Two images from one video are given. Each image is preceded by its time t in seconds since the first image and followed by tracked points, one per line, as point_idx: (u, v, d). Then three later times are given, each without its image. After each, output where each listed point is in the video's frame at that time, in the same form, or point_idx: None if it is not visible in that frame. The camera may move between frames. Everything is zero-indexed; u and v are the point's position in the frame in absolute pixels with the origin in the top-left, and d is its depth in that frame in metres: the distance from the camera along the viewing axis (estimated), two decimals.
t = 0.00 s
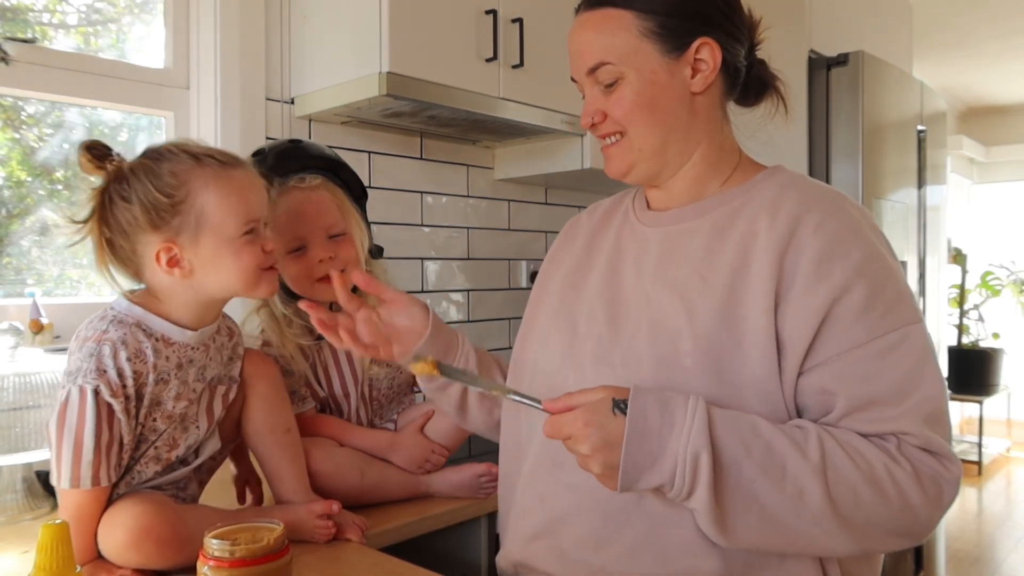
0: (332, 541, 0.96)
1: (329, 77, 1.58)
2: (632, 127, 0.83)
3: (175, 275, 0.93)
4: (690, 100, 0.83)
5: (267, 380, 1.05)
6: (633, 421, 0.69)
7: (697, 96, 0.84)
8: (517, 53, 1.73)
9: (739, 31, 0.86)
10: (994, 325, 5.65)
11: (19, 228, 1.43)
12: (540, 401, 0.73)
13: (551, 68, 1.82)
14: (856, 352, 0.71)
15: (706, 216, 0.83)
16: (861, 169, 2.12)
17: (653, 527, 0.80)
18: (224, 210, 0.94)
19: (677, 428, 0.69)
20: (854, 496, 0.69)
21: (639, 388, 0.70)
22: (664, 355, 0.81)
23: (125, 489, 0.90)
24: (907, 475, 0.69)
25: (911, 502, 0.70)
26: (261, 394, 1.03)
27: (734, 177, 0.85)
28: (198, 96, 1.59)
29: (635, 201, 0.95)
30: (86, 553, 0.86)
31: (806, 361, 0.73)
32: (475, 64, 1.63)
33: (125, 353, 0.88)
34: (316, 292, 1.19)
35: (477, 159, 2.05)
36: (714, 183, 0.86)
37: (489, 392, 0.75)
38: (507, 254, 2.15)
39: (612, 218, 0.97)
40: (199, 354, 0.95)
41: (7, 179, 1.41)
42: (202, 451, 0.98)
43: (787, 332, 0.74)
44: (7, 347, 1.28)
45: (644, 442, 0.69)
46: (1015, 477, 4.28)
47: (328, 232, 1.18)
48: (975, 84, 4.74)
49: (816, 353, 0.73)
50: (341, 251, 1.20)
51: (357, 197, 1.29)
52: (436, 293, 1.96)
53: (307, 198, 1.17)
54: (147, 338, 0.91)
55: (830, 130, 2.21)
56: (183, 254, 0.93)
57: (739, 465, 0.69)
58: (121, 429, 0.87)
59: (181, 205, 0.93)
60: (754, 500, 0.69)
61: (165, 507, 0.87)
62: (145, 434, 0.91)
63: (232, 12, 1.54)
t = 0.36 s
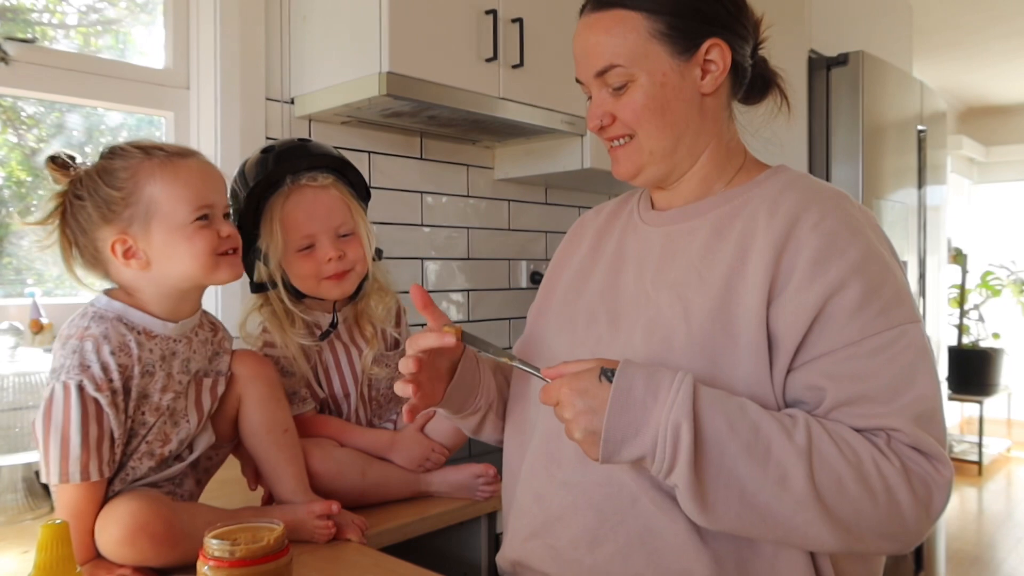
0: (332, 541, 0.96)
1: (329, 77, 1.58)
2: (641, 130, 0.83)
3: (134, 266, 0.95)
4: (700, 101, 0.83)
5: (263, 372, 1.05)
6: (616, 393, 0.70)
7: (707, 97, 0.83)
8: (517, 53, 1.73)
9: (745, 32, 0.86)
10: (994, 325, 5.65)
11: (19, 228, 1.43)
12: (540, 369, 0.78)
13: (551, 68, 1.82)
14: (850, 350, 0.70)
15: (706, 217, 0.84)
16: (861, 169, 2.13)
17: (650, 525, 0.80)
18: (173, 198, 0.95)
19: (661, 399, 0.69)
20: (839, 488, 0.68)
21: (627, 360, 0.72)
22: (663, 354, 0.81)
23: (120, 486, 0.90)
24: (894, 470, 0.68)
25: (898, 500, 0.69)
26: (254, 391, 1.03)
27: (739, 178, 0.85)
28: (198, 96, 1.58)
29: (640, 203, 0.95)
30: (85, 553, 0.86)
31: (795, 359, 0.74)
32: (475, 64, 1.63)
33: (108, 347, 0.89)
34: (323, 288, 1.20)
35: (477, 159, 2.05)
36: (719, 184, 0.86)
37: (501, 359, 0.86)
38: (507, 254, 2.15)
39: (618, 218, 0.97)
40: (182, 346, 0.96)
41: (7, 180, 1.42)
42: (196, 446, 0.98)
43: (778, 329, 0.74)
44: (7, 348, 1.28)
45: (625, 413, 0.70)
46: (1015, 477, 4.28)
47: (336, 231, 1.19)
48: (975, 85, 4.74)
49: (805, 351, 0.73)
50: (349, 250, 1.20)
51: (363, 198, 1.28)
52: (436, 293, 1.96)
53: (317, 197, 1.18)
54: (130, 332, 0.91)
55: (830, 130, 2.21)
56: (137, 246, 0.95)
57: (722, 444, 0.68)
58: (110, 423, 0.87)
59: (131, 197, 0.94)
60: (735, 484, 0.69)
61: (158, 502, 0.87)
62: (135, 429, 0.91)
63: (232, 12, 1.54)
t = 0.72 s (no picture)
0: (332, 541, 0.96)
1: (328, 76, 1.57)
2: (638, 131, 0.83)
3: (105, 265, 0.95)
4: (697, 100, 0.83)
5: (256, 369, 1.04)
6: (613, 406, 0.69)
7: (705, 96, 0.83)
8: (517, 52, 1.73)
9: (742, 31, 0.86)
10: (994, 325, 5.64)
11: (18, 227, 1.42)
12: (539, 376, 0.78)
13: (551, 67, 1.82)
14: (847, 351, 0.70)
15: (704, 215, 0.83)
16: (861, 169, 2.12)
17: (649, 526, 0.79)
18: (132, 206, 0.92)
19: (655, 413, 0.69)
20: (838, 495, 0.68)
21: (623, 370, 0.71)
22: (662, 355, 0.81)
23: (116, 489, 0.90)
24: (893, 475, 0.67)
25: (896, 503, 0.68)
26: (249, 396, 1.02)
27: (736, 177, 0.85)
28: (198, 96, 1.58)
29: (637, 202, 0.95)
30: (84, 553, 0.85)
31: (793, 361, 0.73)
32: (474, 63, 1.62)
33: (95, 347, 0.88)
34: (323, 289, 1.19)
35: (477, 159, 2.04)
36: (717, 182, 0.86)
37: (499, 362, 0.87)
38: (507, 254, 2.15)
39: (615, 216, 0.97)
40: (170, 346, 0.95)
41: (7, 179, 1.41)
42: (192, 446, 0.98)
43: (776, 330, 0.74)
44: (6, 348, 1.28)
45: (620, 426, 0.69)
46: (1015, 477, 4.27)
47: (337, 232, 1.19)
48: (976, 84, 4.74)
49: (804, 352, 0.73)
50: (350, 251, 1.20)
51: (365, 198, 1.28)
52: (436, 293, 1.96)
53: (319, 197, 1.17)
54: (117, 330, 0.90)
55: (830, 129, 2.21)
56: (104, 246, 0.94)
57: (718, 456, 0.68)
58: (101, 423, 0.87)
59: (98, 199, 0.93)
60: (733, 494, 0.68)
61: (155, 504, 0.86)
62: (127, 430, 0.91)
63: (232, 11, 1.54)
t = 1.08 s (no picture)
0: (332, 541, 0.96)
1: (328, 77, 1.58)
2: (627, 122, 0.83)
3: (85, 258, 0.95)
4: (687, 96, 0.83)
5: (250, 364, 1.04)
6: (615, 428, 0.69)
7: (694, 92, 0.83)
8: (517, 53, 1.73)
9: (741, 33, 0.86)
10: (994, 325, 5.65)
11: (18, 228, 1.42)
12: (537, 395, 0.76)
13: (551, 67, 1.82)
14: (846, 358, 0.70)
15: (701, 218, 0.83)
16: (861, 169, 2.12)
17: (648, 528, 0.80)
18: (112, 202, 0.92)
19: (660, 431, 0.69)
20: (843, 506, 0.68)
21: (624, 390, 0.71)
22: (662, 357, 0.81)
23: (111, 487, 0.90)
24: (896, 484, 0.68)
25: (899, 510, 0.69)
26: (245, 399, 1.02)
27: (735, 176, 0.85)
28: (197, 96, 1.58)
29: (635, 201, 0.95)
30: (83, 554, 0.85)
31: (791, 368, 0.73)
32: (474, 64, 1.62)
33: (76, 347, 0.87)
34: (318, 296, 1.19)
35: (477, 159, 2.04)
36: (714, 182, 0.85)
37: (496, 382, 0.83)
38: (507, 254, 2.15)
39: (611, 216, 0.97)
40: (150, 341, 0.95)
41: (7, 179, 1.41)
42: (183, 438, 0.98)
43: (774, 336, 0.74)
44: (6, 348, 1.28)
45: (625, 447, 0.69)
46: (1015, 477, 4.28)
47: (331, 239, 1.19)
48: (976, 84, 4.73)
49: (803, 360, 0.73)
50: (345, 258, 1.20)
51: (364, 200, 1.27)
52: (436, 293, 1.96)
53: (312, 204, 1.17)
54: (96, 329, 0.90)
55: (830, 130, 2.21)
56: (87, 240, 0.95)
57: (724, 472, 0.68)
58: (88, 422, 0.86)
59: (85, 193, 0.93)
60: (740, 508, 0.69)
61: (151, 503, 0.86)
62: (116, 428, 0.91)
63: (232, 12, 1.54)
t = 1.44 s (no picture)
0: (332, 541, 0.95)
1: (328, 76, 1.57)
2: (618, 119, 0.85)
3: (82, 258, 0.95)
4: (676, 90, 0.83)
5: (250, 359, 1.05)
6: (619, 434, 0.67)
7: (684, 85, 0.83)
8: (517, 52, 1.72)
9: (746, 25, 0.85)
10: (995, 325, 5.64)
11: (17, 228, 1.42)
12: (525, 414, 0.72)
13: (551, 67, 1.81)
14: (850, 365, 0.69)
15: (705, 215, 0.83)
16: (862, 168, 2.12)
17: (651, 531, 0.79)
18: (97, 190, 0.93)
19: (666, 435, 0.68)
20: (850, 515, 0.68)
21: (623, 398, 0.68)
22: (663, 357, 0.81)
23: (111, 480, 0.89)
24: (906, 492, 0.68)
25: (909, 520, 0.69)
26: (246, 395, 1.02)
27: (740, 173, 0.84)
28: (196, 96, 1.58)
29: (643, 199, 0.95)
30: (84, 552, 0.85)
31: (793, 376, 0.73)
32: (474, 63, 1.62)
33: (78, 342, 0.88)
34: (310, 300, 1.19)
35: (477, 159, 2.04)
36: (719, 178, 0.84)
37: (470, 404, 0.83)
38: (507, 254, 2.14)
39: (619, 212, 0.97)
40: (155, 334, 0.95)
41: (6, 179, 1.40)
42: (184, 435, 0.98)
43: (776, 339, 0.73)
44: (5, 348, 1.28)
45: (633, 455, 0.67)
46: (1016, 477, 4.27)
47: (322, 242, 1.18)
48: (976, 84, 4.73)
49: (806, 366, 0.72)
50: (336, 261, 1.19)
51: (357, 200, 1.27)
52: (436, 293, 1.95)
53: (301, 207, 1.17)
54: (99, 325, 0.91)
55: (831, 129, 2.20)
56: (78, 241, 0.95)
57: (731, 478, 0.68)
58: (87, 414, 0.86)
59: (70, 194, 0.95)
60: (748, 518, 0.68)
61: (150, 494, 0.86)
62: (117, 420, 0.91)
63: (231, 11, 1.53)
